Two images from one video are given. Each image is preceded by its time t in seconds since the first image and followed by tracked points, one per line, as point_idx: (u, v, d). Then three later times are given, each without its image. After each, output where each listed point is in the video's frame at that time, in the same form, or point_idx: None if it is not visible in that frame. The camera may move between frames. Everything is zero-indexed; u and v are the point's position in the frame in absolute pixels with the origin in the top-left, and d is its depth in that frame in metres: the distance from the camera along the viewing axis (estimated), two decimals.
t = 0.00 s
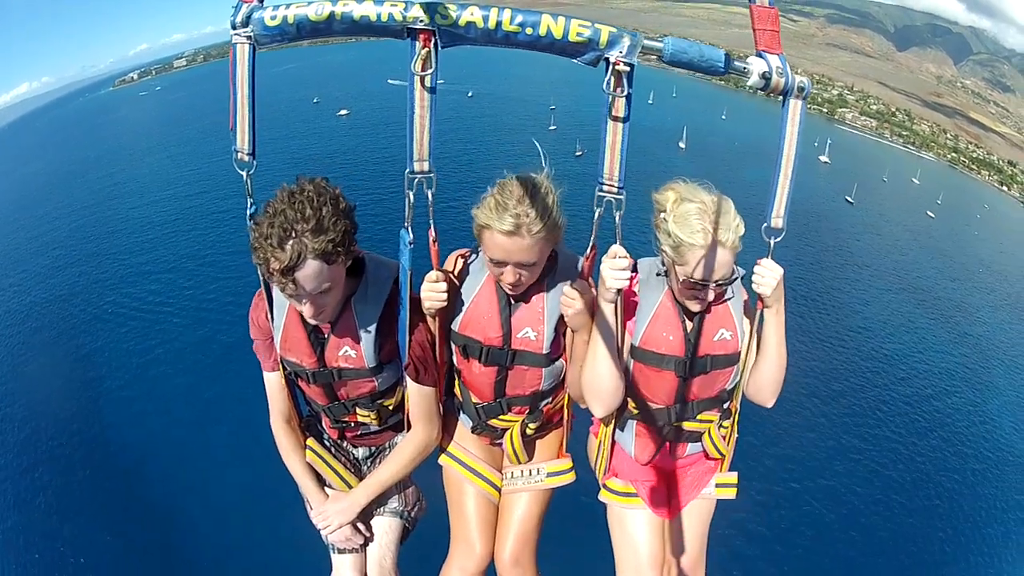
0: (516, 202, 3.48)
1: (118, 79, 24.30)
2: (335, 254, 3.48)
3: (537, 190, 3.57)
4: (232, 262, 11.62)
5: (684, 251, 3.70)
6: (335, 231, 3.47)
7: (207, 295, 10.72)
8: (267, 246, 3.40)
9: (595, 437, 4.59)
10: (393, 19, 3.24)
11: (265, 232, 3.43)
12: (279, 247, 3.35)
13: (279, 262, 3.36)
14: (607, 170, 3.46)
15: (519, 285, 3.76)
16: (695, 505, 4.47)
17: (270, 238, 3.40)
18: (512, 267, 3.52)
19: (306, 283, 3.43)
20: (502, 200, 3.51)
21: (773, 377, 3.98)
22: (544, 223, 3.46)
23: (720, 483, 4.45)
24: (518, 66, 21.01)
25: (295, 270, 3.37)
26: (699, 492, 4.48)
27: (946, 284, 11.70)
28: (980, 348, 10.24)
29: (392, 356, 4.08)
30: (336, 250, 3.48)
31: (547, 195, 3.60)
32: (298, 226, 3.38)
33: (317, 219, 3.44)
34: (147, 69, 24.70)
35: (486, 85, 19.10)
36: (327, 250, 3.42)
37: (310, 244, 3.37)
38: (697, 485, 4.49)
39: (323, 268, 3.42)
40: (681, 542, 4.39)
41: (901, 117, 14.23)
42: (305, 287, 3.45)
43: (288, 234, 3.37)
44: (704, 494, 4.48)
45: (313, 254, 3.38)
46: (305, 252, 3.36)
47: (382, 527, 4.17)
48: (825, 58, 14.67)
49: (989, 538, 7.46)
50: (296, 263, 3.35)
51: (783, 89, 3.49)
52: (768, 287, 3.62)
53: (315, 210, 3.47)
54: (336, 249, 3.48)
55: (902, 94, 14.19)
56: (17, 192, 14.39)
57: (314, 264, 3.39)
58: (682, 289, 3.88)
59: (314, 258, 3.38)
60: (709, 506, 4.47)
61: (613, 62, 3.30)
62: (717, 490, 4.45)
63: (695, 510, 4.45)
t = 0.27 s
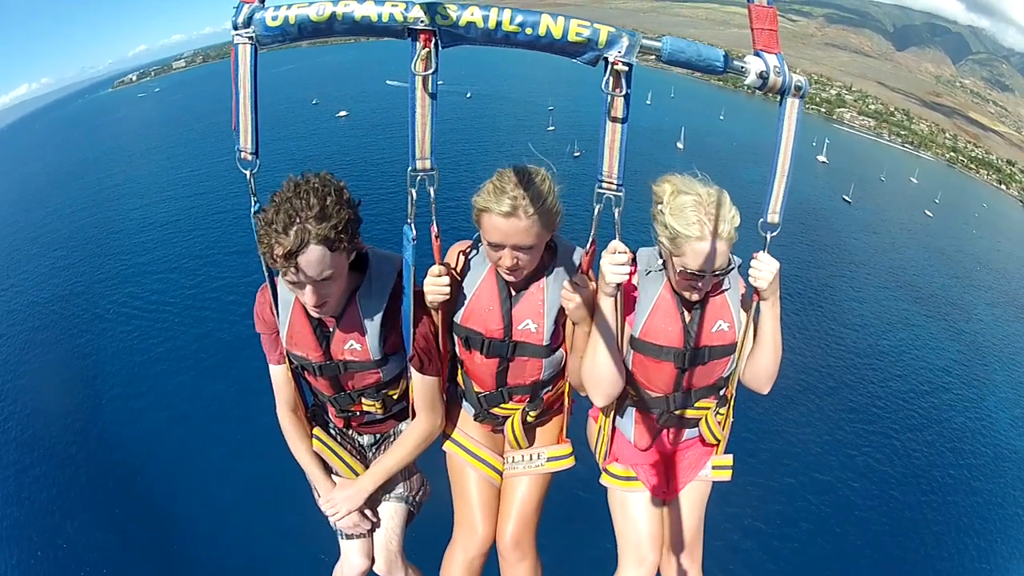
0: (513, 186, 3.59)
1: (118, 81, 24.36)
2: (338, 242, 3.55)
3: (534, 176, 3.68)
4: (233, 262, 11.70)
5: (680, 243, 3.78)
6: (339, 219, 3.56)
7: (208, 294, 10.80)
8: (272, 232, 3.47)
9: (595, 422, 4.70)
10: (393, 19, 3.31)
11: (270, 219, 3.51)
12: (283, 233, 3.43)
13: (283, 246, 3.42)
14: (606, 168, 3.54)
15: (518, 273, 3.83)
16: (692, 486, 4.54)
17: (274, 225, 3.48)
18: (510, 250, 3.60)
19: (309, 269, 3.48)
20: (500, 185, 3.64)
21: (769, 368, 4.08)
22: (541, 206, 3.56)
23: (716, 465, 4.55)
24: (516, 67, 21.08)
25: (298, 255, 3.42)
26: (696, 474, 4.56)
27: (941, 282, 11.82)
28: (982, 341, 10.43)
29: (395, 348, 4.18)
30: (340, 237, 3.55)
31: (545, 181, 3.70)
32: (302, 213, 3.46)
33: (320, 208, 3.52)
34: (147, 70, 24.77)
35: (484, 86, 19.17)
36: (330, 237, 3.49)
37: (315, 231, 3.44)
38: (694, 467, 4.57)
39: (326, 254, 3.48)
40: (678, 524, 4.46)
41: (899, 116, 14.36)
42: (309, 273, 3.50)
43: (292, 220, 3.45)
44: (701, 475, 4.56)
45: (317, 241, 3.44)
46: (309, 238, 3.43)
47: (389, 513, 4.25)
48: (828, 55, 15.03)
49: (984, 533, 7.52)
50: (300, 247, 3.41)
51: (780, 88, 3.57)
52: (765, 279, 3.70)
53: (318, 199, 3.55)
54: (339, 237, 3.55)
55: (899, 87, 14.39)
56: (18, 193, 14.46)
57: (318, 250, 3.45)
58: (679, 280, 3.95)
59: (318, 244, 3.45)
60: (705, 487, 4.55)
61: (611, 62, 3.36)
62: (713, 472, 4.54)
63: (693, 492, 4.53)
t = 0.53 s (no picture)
0: (521, 181, 3.66)
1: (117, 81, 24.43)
2: (347, 237, 3.63)
3: (544, 174, 3.77)
4: (232, 261, 11.76)
5: (684, 235, 3.88)
6: (349, 213, 3.65)
7: (208, 293, 10.85)
8: (284, 223, 3.55)
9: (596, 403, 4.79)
10: (395, 19, 3.39)
11: (283, 211, 3.59)
12: (294, 225, 3.51)
13: (294, 238, 3.50)
14: (607, 163, 3.63)
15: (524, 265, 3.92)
16: (690, 465, 4.56)
17: (286, 217, 3.57)
18: (517, 246, 3.69)
19: (318, 262, 3.55)
20: (507, 179, 3.71)
21: (765, 353, 4.17)
22: (549, 203, 3.66)
23: (713, 445, 4.59)
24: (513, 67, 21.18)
25: (309, 246, 3.50)
26: (694, 453, 4.59)
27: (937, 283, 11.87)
28: (978, 340, 10.50)
29: (400, 339, 4.26)
30: (349, 232, 3.64)
31: (554, 180, 3.79)
32: (315, 207, 3.54)
33: (331, 202, 3.61)
34: (147, 71, 24.85)
35: (482, 86, 19.27)
36: (340, 232, 3.57)
37: (326, 225, 3.52)
38: (692, 447, 4.61)
39: (336, 248, 3.56)
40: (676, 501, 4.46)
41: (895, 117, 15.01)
42: (318, 266, 3.57)
43: (305, 213, 3.53)
44: (699, 455, 4.59)
45: (327, 236, 3.52)
46: (320, 231, 3.51)
47: (394, 498, 4.35)
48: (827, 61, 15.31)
49: (978, 528, 7.56)
50: (311, 240, 3.49)
51: (778, 86, 3.67)
52: (762, 269, 3.81)
53: (330, 194, 3.63)
54: (348, 232, 3.64)
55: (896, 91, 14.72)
56: (17, 192, 14.50)
57: (329, 244, 3.53)
58: (681, 271, 4.06)
59: (328, 238, 3.53)
60: (703, 467, 4.56)
61: (611, 61, 3.47)
62: (710, 452, 4.57)
63: (690, 471, 4.53)
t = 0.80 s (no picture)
0: (530, 185, 3.73)
1: (116, 82, 24.52)
2: (353, 233, 3.71)
3: (548, 171, 3.82)
4: (234, 260, 11.82)
5: (686, 227, 3.98)
6: (354, 210, 3.73)
7: (209, 293, 10.90)
8: (290, 222, 3.63)
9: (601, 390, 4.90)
10: (398, 18, 3.45)
11: (288, 210, 3.67)
12: (300, 224, 3.59)
13: (301, 237, 3.59)
14: (608, 158, 3.72)
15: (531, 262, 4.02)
16: (694, 450, 4.64)
17: (291, 216, 3.64)
18: (526, 245, 3.77)
19: (326, 259, 3.64)
20: (517, 181, 3.76)
21: (764, 340, 4.26)
22: (555, 203, 3.72)
23: (716, 430, 4.65)
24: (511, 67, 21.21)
25: (316, 245, 3.58)
26: (698, 438, 4.67)
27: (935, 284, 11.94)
28: (977, 339, 10.61)
29: (407, 331, 4.33)
30: (354, 228, 3.72)
31: (559, 176, 3.84)
32: (320, 205, 3.62)
33: (336, 200, 3.68)
34: (145, 72, 24.93)
35: (480, 87, 19.33)
36: (345, 229, 3.65)
37: (331, 223, 3.60)
38: (696, 432, 4.70)
39: (342, 246, 3.65)
40: (682, 484, 4.50)
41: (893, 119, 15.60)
42: (326, 263, 3.66)
43: (310, 212, 3.61)
44: (702, 440, 4.66)
45: (333, 233, 3.60)
46: (326, 229, 3.59)
47: (402, 488, 4.41)
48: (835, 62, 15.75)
49: (974, 525, 7.60)
50: (318, 239, 3.58)
51: (777, 82, 3.76)
52: (762, 259, 3.88)
53: (334, 192, 3.70)
54: (353, 228, 3.71)
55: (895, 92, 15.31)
56: (18, 193, 14.56)
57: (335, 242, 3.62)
58: (683, 261, 4.18)
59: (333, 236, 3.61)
60: (707, 451, 4.63)
61: (613, 58, 3.54)
62: (714, 436, 4.64)
63: (694, 455, 4.61)
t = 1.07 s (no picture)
0: (537, 188, 3.74)
1: (117, 83, 24.62)
2: (358, 234, 3.75)
3: (552, 172, 3.86)
4: (235, 260, 11.86)
5: (686, 224, 4.02)
6: (358, 211, 3.75)
7: (210, 292, 10.93)
8: (296, 225, 3.67)
9: (602, 387, 4.94)
10: (401, 19, 3.50)
11: (294, 213, 3.70)
12: (307, 228, 3.63)
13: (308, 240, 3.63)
14: (609, 156, 3.77)
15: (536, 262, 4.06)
16: (695, 446, 4.69)
17: (297, 219, 3.68)
18: (531, 247, 3.82)
19: (334, 261, 3.69)
20: (525, 184, 3.77)
21: (764, 336, 4.29)
22: (562, 207, 3.75)
23: (717, 426, 4.71)
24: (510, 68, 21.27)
25: (324, 247, 3.63)
26: (699, 434, 4.71)
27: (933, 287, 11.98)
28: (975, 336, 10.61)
29: (411, 329, 4.38)
30: (359, 230, 3.75)
31: (563, 177, 3.88)
32: (326, 209, 3.65)
33: (341, 202, 3.71)
34: (145, 73, 25.02)
35: (479, 87, 19.41)
36: (351, 230, 3.69)
37: (338, 225, 3.64)
38: (697, 428, 4.74)
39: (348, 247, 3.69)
40: (685, 480, 4.54)
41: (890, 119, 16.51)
42: (333, 265, 3.71)
43: (317, 215, 3.64)
44: (703, 436, 4.71)
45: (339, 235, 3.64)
46: (333, 232, 3.63)
47: (406, 486, 4.45)
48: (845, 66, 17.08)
49: (972, 521, 7.62)
50: (325, 241, 3.62)
51: (777, 82, 3.80)
52: (761, 255, 3.92)
53: (339, 194, 3.74)
54: (359, 230, 3.75)
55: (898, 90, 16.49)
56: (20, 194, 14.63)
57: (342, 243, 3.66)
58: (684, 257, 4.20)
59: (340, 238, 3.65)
60: (707, 448, 4.68)
61: (613, 58, 3.57)
62: (714, 432, 4.69)
63: (695, 451, 4.66)
